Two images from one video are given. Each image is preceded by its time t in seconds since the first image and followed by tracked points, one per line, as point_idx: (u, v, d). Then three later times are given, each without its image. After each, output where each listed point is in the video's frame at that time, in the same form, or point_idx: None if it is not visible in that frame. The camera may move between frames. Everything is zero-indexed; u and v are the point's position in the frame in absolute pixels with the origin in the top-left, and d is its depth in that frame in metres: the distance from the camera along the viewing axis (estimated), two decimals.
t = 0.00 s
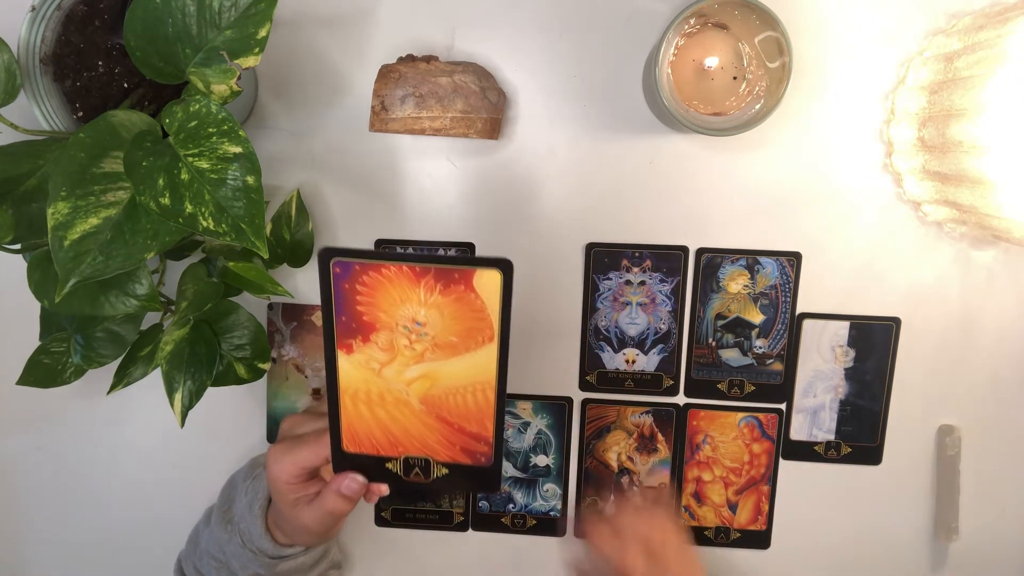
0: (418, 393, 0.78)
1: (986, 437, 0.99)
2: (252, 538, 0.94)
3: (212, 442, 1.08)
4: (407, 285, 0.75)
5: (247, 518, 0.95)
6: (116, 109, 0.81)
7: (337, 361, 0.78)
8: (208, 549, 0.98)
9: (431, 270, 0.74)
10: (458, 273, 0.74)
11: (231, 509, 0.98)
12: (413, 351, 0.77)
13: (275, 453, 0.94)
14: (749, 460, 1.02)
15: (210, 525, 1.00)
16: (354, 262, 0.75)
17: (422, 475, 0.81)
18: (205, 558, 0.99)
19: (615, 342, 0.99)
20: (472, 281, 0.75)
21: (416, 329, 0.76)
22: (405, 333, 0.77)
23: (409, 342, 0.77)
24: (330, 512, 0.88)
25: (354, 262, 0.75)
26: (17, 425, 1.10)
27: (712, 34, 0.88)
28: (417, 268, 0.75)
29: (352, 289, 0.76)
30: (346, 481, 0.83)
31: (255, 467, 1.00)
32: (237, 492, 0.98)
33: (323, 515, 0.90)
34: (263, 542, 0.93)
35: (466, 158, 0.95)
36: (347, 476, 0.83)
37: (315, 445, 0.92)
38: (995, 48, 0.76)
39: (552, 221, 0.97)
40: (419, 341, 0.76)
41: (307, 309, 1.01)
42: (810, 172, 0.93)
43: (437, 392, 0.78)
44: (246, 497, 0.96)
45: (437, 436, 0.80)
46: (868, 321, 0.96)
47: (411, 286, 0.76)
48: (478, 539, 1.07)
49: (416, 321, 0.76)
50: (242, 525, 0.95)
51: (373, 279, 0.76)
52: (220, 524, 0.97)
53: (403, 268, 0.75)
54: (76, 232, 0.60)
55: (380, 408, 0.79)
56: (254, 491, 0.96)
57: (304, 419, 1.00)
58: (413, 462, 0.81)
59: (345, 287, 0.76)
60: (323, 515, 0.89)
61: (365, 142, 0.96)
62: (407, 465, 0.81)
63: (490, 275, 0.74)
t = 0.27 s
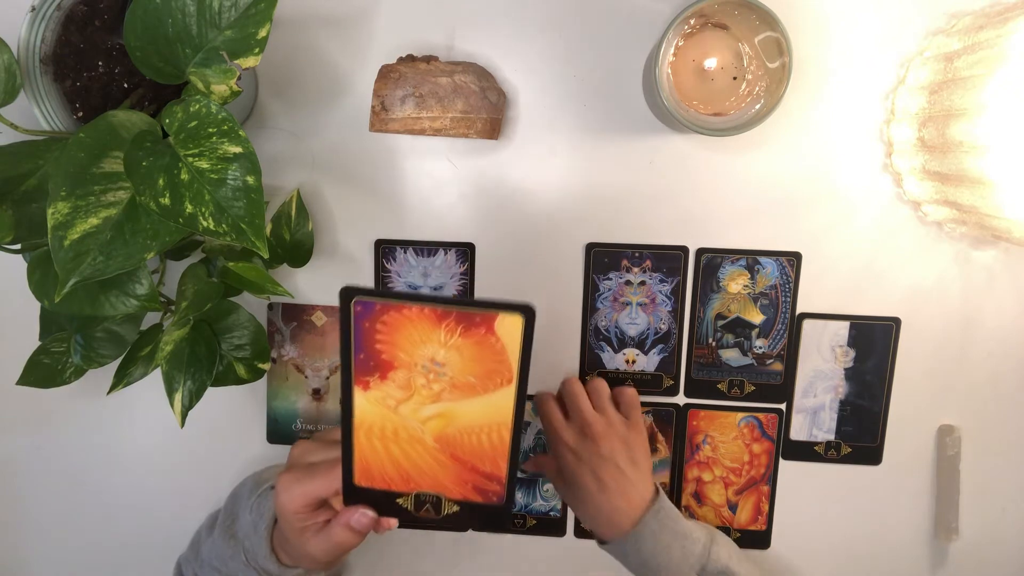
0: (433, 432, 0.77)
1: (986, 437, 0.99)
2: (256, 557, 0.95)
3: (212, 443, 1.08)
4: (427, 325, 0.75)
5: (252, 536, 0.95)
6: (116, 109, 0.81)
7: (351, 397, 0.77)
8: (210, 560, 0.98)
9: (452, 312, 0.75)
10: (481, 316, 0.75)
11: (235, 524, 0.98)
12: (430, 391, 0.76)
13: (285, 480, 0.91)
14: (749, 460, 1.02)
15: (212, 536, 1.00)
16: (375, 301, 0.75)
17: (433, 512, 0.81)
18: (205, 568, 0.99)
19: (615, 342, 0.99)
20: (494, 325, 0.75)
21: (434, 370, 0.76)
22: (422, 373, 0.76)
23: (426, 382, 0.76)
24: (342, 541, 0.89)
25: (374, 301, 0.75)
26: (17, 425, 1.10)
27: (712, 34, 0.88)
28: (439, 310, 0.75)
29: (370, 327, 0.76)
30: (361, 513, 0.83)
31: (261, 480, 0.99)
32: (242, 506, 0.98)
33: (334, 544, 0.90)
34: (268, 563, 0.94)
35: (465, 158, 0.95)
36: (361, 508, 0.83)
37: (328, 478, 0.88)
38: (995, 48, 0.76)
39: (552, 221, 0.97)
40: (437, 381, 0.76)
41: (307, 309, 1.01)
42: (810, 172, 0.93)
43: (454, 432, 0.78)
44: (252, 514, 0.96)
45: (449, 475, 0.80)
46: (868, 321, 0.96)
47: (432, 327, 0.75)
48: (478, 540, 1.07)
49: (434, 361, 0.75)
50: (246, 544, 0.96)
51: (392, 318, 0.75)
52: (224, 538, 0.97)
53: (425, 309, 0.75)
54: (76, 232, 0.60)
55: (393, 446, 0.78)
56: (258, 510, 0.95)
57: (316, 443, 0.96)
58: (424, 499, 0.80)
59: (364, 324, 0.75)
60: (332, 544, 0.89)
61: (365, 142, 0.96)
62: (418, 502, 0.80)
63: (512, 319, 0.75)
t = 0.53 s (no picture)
0: (427, 434, 0.81)
1: (986, 437, 0.99)
2: (251, 558, 0.96)
3: (212, 443, 1.08)
4: (421, 328, 0.79)
5: (248, 538, 0.96)
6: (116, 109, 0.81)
7: (345, 399, 0.81)
8: (208, 561, 0.99)
9: (444, 314, 0.78)
10: (474, 319, 0.78)
11: (231, 526, 0.98)
12: (424, 393, 0.80)
13: (278, 484, 0.93)
14: (749, 460, 1.02)
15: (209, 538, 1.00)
16: (369, 304, 0.78)
17: (427, 516, 0.84)
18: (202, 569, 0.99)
19: (615, 343, 0.99)
20: (487, 327, 0.79)
21: (427, 371, 0.79)
22: (416, 375, 0.80)
23: (419, 384, 0.80)
24: (331, 548, 0.90)
25: (368, 304, 0.79)
26: (17, 424, 1.10)
27: (712, 34, 0.88)
28: (431, 312, 0.78)
29: (364, 329, 0.79)
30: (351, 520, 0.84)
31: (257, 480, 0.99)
32: (238, 507, 0.98)
33: (324, 550, 0.91)
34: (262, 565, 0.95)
35: (466, 158, 0.95)
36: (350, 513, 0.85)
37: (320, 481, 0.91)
38: (995, 48, 0.76)
39: (552, 221, 0.97)
40: (430, 384, 0.79)
41: (307, 309, 1.01)
42: (810, 172, 0.93)
43: (447, 433, 0.81)
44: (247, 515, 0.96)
45: (443, 477, 0.82)
46: (868, 321, 0.96)
47: (424, 329, 0.79)
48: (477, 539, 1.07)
49: (428, 363, 0.79)
50: (242, 545, 0.96)
51: (386, 320, 0.79)
52: (220, 540, 0.98)
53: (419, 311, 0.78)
54: (76, 232, 0.60)
55: (387, 448, 0.81)
56: (254, 512, 0.96)
57: (311, 446, 0.98)
58: (418, 502, 0.83)
59: (358, 327, 0.79)
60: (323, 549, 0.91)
61: (365, 142, 0.96)
62: (412, 505, 0.83)
63: (505, 321, 0.78)
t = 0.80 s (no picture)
0: (417, 424, 0.80)
1: (986, 437, 0.99)
2: (247, 552, 0.96)
3: (212, 443, 1.08)
4: (405, 321, 0.79)
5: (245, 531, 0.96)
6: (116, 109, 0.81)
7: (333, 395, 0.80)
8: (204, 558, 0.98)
9: (431, 304, 0.78)
10: (457, 308, 0.78)
11: (228, 521, 0.98)
12: (412, 384, 0.79)
13: (273, 475, 0.94)
14: (749, 460, 1.02)
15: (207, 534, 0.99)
16: (352, 300, 0.78)
17: (423, 502, 0.83)
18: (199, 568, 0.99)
19: (615, 343, 0.99)
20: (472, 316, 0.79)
21: (414, 362, 0.79)
22: (403, 368, 0.79)
23: (407, 376, 0.79)
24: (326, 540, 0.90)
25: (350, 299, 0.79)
26: (17, 424, 1.10)
27: (712, 34, 0.88)
28: (414, 305, 0.78)
29: (348, 324, 0.79)
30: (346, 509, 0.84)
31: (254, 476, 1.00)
32: (235, 501, 0.98)
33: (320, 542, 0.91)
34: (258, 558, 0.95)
35: (466, 158, 0.95)
36: (344, 504, 0.85)
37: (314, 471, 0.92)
38: (995, 48, 0.76)
39: (552, 221, 0.97)
40: (418, 375, 0.79)
41: (306, 309, 1.01)
42: (810, 172, 0.93)
43: (437, 422, 0.80)
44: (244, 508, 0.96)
45: (437, 466, 0.82)
46: (868, 321, 0.96)
47: (409, 322, 0.79)
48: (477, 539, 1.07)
49: (414, 355, 0.79)
50: (238, 539, 0.96)
51: (371, 315, 0.79)
52: (216, 536, 0.97)
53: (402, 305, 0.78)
54: (76, 232, 0.60)
55: (379, 441, 0.81)
56: (250, 504, 0.96)
57: (304, 437, 0.99)
58: (413, 490, 0.82)
59: (343, 323, 0.79)
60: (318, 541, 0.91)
61: (365, 142, 0.96)
62: (408, 493, 0.83)
63: (490, 310, 0.78)
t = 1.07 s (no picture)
0: (371, 402, 0.73)
1: (986, 437, 0.99)
2: (261, 549, 0.94)
3: (212, 443, 1.08)
4: (295, 329, 0.71)
5: (257, 527, 0.94)
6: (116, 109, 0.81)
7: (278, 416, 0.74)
8: (212, 558, 0.97)
9: (339, 298, 0.71)
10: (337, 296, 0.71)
11: (238, 520, 0.97)
12: (343, 377, 0.73)
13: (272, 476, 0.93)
14: (749, 460, 1.01)
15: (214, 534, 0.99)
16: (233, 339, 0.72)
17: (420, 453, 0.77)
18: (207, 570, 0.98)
19: (615, 343, 0.99)
20: (356, 294, 0.71)
21: (331, 359, 0.72)
22: (319, 367, 0.72)
23: (329, 372, 0.72)
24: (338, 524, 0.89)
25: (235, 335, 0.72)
26: (17, 424, 1.10)
27: (711, 34, 0.88)
28: (297, 313, 0.71)
29: (242, 352, 0.72)
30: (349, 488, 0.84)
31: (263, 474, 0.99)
32: (245, 501, 0.97)
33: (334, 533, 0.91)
34: (272, 554, 0.93)
35: (466, 158, 0.95)
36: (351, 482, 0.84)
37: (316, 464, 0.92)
38: (995, 48, 0.76)
39: (552, 221, 0.97)
40: (338, 369, 0.72)
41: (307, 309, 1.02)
42: (810, 172, 0.93)
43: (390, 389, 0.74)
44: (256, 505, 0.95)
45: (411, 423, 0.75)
46: (868, 321, 0.96)
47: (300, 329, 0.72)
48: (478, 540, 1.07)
49: (327, 353, 0.72)
50: (251, 537, 0.95)
51: (257, 340, 0.72)
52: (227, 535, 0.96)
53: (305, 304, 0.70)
54: (76, 232, 0.60)
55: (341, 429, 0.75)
56: (262, 500, 0.95)
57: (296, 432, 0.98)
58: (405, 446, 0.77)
59: (239, 353, 0.72)
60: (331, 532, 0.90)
61: (365, 142, 0.96)
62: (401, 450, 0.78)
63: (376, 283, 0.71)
